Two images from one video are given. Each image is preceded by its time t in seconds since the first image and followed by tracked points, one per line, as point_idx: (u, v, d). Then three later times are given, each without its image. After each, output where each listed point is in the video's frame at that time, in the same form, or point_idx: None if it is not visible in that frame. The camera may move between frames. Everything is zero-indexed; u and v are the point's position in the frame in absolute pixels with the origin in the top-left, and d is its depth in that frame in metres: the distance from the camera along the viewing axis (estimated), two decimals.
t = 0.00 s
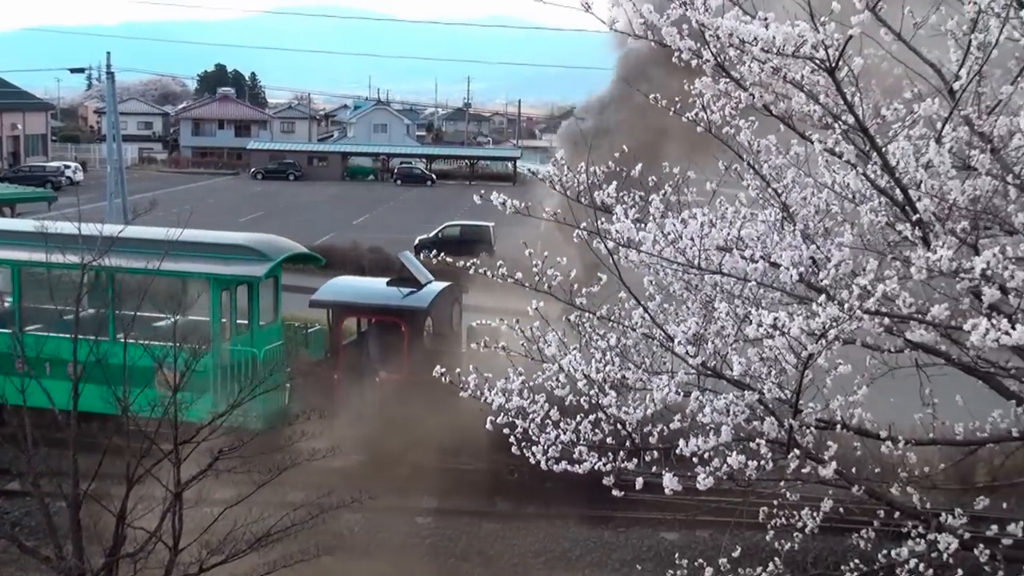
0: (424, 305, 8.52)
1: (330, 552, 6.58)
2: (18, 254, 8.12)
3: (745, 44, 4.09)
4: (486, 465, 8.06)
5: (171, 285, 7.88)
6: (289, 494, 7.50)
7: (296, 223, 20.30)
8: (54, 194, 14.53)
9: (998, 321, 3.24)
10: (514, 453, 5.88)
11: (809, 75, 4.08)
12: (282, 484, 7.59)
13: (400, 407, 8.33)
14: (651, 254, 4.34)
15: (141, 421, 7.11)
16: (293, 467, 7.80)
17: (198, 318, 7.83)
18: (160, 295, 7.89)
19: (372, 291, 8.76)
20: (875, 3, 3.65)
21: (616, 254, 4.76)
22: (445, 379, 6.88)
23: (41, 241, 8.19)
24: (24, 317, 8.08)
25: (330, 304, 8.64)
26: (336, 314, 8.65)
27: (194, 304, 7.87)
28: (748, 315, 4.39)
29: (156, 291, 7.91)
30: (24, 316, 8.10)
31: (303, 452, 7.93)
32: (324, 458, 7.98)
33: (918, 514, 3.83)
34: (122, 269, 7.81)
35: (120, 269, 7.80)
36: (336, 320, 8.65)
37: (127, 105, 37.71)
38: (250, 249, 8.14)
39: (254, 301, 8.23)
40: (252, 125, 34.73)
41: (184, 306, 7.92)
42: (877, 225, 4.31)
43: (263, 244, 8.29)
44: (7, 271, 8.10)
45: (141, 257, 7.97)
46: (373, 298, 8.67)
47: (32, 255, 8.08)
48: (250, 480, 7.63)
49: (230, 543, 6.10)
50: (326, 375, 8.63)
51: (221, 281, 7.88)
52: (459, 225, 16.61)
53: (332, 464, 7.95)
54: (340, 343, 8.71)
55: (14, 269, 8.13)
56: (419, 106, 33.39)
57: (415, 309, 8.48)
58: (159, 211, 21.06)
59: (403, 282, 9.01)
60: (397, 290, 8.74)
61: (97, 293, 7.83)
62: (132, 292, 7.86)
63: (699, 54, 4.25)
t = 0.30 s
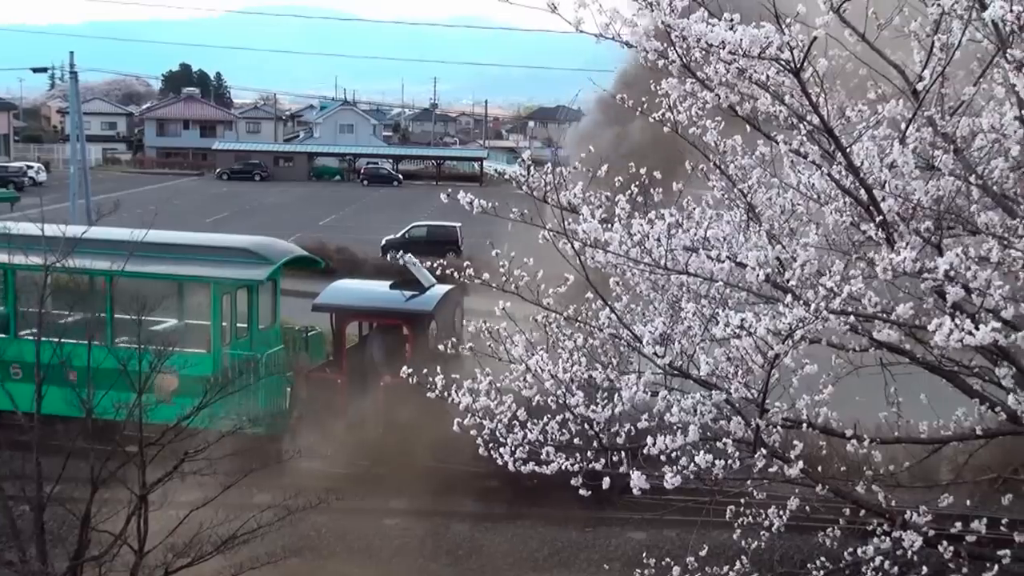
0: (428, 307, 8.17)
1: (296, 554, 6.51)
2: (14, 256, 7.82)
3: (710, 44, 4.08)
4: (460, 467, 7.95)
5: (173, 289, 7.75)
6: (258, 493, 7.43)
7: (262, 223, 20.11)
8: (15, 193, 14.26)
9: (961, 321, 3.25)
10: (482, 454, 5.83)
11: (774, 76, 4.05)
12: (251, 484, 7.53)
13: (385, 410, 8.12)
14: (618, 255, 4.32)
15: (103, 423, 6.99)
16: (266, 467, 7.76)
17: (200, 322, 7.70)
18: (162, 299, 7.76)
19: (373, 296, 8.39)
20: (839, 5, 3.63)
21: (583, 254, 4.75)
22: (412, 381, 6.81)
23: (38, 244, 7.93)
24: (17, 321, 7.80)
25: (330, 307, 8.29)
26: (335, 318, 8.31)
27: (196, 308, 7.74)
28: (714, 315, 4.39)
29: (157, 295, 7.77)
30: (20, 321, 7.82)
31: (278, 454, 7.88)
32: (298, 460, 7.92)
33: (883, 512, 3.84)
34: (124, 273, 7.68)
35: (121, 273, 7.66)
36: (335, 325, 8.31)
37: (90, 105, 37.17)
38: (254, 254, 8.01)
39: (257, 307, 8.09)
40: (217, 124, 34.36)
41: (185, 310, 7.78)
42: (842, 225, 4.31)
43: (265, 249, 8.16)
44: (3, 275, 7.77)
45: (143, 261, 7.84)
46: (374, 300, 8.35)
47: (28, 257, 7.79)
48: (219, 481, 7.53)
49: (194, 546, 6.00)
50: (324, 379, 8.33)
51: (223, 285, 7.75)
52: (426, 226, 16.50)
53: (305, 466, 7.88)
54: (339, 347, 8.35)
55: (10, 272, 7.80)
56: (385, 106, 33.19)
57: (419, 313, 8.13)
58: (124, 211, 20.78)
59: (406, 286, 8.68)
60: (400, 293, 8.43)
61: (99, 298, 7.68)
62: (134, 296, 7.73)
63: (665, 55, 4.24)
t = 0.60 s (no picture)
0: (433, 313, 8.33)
1: (264, 556, 6.42)
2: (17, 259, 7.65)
3: (678, 45, 4.05)
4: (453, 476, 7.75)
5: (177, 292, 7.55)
6: (237, 488, 7.38)
7: (229, 224, 19.88)
8: None
9: (926, 321, 3.26)
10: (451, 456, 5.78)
11: (740, 76, 3.98)
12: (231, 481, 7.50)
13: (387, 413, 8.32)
14: (586, 256, 4.30)
15: (66, 425, 6.85)
16: (255, 470, 7.71)
17: (203, 326, 7.50)
18: (165, 303, 7.58)
19: (380, 299, 8.58)
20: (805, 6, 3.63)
21: (551, 254, 4.72)
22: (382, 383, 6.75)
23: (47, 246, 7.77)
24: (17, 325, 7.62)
25: (338, 311, 8.51)
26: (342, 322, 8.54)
27: (198, 312, 7.54)
28: (683, 315, 4.38)
29: (160, 298, 7.58)
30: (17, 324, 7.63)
31: (270, 460, 7.82)
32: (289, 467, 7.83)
33: (850, 511, 3.86)
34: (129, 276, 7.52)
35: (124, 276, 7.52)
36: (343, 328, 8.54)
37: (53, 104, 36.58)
38: (260, 257, 7.76)
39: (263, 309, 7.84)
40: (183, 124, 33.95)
41: (186, 313, 7.58)
42: (809, 225, 4.31)
43: (271, 251, 7.88)
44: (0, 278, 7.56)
45: (146, 263, 7.65)
46: (380, 304, 8.54)
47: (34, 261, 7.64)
48: (191, 477, 7.48)
49: (159, 549, 5.90)
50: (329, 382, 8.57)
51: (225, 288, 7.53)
52: (394, 226, 16.39)
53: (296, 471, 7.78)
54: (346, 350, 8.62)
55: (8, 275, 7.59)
56: (353, 107, 33.00)
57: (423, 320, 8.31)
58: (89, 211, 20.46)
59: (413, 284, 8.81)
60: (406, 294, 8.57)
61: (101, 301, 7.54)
62: (138, 300, 7.57)
63: (632, 55, 4.21)
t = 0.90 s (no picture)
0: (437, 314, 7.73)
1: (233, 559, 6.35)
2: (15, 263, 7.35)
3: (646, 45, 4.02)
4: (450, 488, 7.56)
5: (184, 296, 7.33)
6: (214, 495, 7.26)
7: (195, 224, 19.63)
8: None
9: (893, 320, 3.28)
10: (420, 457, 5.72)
11: (709, 77, 4.03)
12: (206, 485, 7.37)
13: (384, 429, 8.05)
14: (556, 256, 4.27)
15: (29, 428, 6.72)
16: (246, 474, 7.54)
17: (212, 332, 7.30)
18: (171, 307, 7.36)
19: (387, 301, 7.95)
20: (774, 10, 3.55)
21: (521, 254, 4.69)
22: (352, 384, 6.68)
23: (44, 249, 7.47)
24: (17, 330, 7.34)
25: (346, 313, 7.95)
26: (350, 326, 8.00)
27: (207, 316, 7.34)
28: (652, 315, 4.38)
29: (165, 302, 7.37)
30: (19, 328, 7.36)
31: (263, 463, 7.64)
32: (283, 470, 7.65)
33: (819, 509, 3.87)
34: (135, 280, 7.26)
35: (129, 280, 7.26)
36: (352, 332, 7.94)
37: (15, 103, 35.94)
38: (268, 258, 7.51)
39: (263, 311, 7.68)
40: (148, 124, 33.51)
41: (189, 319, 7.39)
42: (777, 225, 4.32)
43: (279, 253, 7.63)
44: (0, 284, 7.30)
45: (148, 266, 7.39)
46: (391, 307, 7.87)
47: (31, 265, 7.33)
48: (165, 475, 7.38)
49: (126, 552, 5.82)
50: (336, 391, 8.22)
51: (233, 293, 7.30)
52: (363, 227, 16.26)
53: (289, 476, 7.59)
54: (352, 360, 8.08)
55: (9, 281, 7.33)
56: (321, 107, 32.73)
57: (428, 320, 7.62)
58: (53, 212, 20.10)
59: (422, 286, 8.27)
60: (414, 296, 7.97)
61: (105, 306, 7.29)
62: (144, 303, 7.34)
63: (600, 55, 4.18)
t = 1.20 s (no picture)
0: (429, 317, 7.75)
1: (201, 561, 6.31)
2: (22, 267, 7.11)
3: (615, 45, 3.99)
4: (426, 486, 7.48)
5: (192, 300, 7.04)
6: (183, 498, 7.21)
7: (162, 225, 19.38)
8: None
9: (862, 318, 3.29)
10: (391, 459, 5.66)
11: (678, 77, 4.04)
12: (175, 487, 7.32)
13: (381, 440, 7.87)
14: (527, 255, 4.24)
15: None
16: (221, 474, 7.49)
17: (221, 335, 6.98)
18: (178, 310, 7.05)
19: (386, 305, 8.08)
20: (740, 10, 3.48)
21: (492, 254, 4.65)
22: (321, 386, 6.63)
23: (50, 253, 7.21)
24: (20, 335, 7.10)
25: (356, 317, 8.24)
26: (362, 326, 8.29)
27: (215, 320, 7.01)
28: (622, 314, 4.36)
29: (171, 306, 7.05)
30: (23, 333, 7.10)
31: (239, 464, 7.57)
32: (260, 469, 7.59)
33: (789, 507, 3.88)
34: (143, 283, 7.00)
35: (136, 284, 7.00)
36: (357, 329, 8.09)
37: None
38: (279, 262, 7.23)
39: (273, 317, 7.42)
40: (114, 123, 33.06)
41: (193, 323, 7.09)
42: (747, 225, 4.31)
43: (288, 256, 7.36)
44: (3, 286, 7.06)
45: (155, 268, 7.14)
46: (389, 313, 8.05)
47: (39, 269, 7.11)
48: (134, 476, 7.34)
49: (94, 556, 5.76)
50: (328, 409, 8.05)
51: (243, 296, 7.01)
52: (333, 227, 16.10)
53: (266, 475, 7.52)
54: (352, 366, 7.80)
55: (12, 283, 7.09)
56: (290, 107, 32.47)
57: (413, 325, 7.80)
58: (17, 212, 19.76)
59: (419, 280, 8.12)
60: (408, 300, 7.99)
61: (112, 310, 7.03)
62: (151, 308, 7.06)
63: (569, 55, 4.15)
